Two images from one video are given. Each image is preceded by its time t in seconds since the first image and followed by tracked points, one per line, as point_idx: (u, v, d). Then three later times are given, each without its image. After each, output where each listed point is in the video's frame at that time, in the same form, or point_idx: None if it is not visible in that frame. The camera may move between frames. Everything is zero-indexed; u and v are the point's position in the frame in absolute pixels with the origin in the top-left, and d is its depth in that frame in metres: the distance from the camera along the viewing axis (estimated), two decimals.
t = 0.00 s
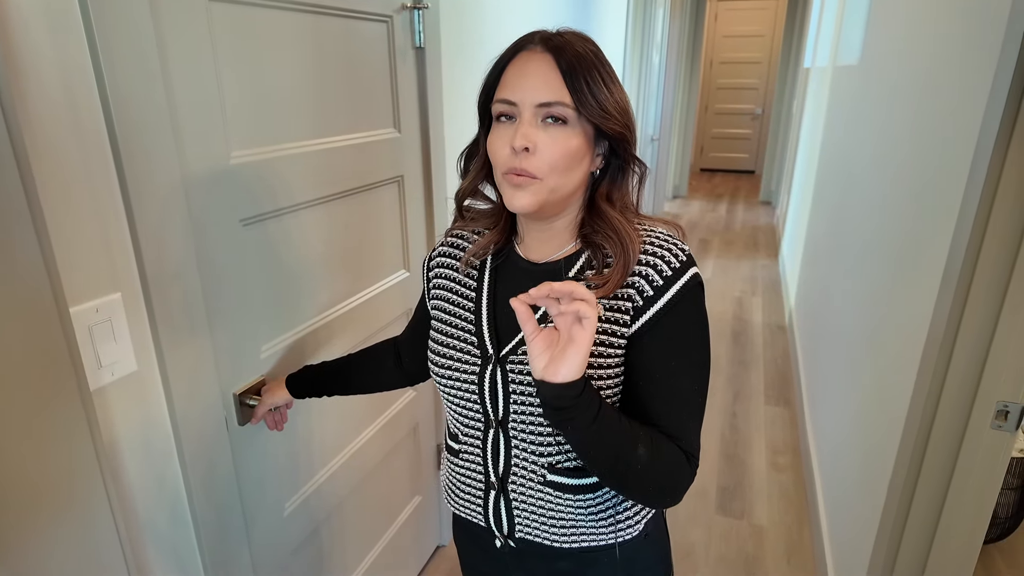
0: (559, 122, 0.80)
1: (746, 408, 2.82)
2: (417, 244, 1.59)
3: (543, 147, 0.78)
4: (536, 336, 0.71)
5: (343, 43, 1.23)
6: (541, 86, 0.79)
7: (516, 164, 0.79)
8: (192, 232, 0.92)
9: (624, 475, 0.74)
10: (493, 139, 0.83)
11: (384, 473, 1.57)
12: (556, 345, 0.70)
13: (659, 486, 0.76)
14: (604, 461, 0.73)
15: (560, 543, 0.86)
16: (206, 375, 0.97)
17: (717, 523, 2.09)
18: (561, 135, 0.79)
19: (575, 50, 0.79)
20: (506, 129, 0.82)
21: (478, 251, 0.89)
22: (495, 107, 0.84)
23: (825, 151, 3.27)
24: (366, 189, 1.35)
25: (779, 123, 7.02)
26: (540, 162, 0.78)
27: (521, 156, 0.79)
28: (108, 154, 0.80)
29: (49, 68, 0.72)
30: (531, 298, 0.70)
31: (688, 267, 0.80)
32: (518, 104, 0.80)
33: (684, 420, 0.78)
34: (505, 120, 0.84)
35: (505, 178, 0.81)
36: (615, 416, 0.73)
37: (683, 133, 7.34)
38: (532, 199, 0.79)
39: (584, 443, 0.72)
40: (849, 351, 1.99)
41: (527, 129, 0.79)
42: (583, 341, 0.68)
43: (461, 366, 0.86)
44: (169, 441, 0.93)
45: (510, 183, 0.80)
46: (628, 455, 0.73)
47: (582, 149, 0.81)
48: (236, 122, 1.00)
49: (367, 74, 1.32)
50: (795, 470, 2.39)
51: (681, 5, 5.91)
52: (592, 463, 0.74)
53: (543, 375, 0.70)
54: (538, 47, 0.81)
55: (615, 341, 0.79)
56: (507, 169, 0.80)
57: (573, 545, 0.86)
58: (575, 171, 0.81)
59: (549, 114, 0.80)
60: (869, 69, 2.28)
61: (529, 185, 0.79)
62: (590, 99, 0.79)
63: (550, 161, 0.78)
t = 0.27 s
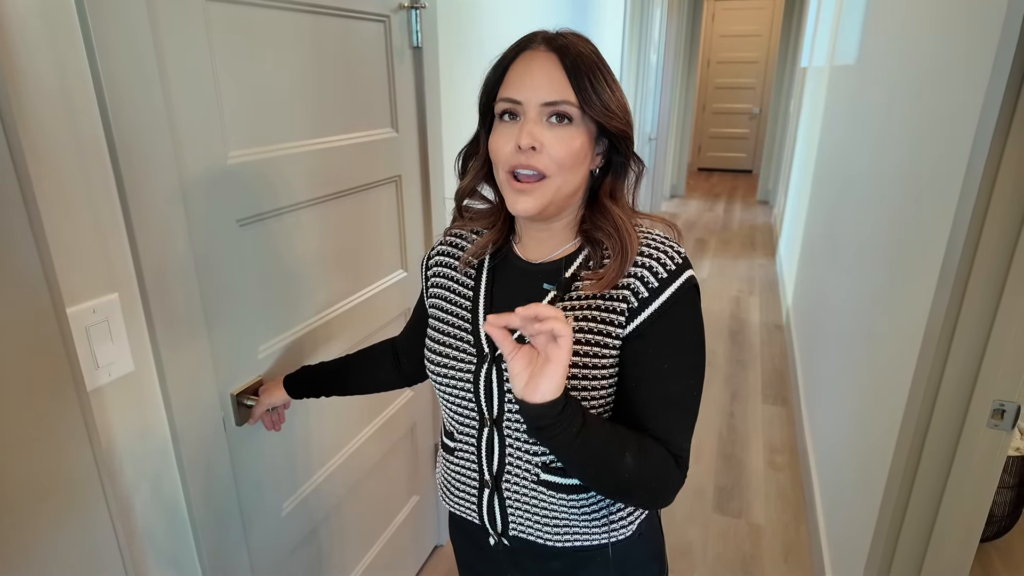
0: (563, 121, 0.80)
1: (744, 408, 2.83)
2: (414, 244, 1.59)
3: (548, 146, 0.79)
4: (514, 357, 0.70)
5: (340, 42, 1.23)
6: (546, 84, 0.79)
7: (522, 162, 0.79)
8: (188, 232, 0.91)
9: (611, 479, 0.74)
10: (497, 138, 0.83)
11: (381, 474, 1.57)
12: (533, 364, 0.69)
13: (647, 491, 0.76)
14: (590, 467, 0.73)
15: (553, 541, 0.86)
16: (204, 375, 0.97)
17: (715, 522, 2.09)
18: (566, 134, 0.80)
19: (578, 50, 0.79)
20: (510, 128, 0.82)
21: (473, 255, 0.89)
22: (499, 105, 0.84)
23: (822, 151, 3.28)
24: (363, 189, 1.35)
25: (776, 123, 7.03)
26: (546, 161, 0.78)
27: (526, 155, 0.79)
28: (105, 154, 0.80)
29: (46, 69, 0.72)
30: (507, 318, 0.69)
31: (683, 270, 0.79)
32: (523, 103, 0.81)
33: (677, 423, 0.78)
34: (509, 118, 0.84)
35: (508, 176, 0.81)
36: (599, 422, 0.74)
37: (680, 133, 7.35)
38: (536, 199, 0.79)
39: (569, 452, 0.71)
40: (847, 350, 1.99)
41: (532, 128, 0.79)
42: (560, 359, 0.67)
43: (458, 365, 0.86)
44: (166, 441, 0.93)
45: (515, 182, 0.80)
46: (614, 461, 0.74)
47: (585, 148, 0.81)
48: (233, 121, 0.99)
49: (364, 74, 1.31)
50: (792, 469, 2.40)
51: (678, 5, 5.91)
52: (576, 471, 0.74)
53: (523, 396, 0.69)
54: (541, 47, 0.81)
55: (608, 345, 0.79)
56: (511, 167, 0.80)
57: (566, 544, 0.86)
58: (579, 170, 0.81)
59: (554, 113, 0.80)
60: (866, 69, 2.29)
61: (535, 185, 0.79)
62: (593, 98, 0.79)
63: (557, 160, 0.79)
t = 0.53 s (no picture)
0: (563, 114, 0.80)
1: (742, 407, 2.83)
2: (412, 243, 1.59)
3: (544, 134, 0.78)
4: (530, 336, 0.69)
5: (337, 41, 1.23)
6: (551, 76, 0.79)
7: (516, 146, 0.79)
8: (185, 232, 0.91)
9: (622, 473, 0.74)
10: (497, 122, 0.83)
11: (380, 473, 1.57)
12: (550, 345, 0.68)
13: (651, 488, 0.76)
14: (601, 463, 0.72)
15: (551, 539, 0.86)
16: (201, 374, 0.97)
17: (713, 520, 2.10)
18: (563, 127, 0.79)
19: (590, 49, 0.80)
20: (510, 114, 0.82)
21: (473, 238, 0.90)
22: (504, 91, 0.84)
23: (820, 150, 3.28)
24: (361, 188, 1.35)
25: (774, 122, 7.04)
26: (539, 149, 0.77)
27: (521, 140, 0.78)
28: (102, 153, 0.79)
29: (44, 67, 0.72)
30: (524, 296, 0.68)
31: (677, 268, 0.79)
32: (526, 90, 0.80)
33: (676, 419, 0.78)
34: (512, 105, 0.84)
35: (501, 159, 0.80)
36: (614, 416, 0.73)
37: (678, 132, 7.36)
38: (525, 181, 0.78)
39: (581, 442, 0.70)
40: (844, 349, 2.00)
41: (530, 115, 0.79)
42: (579, 339, 0.66)
43: (453, 364, 0.86)
44: (164, 441, 0.93)
45: (506, 165, 0.79)
46: (626, 458, 0.73)
47: (582, 145, 0.80)
48: (230, 120, 0.99)
49: (362, 73, 1.31)
50: (790, 467, 2.40)
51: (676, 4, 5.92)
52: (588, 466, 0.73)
53: (538, 376, 0.69)
54: (555, 41, 0.81)
55: (606, 341, 0.79)
56: (505, 150, 0.80)
57: (564, 542, 0.86)
58: (572, 166, 0.80)
59: (555, 105, 0.80)
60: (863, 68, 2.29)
61: (524, 168, 0.78)
62: (597, 100, 0.79)
63: (550, 150, 0.78)
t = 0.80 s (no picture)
0: (561, 115, 0.80)
1: (739, 405, 2.84)
2: (409, 242, 1.59)
3: (542, 135, 0.78)
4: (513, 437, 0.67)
5: (333, 40, 1.23)
6: (550, 76, 0.79)
7: (515, 147, 0.79)
8: (180, 231, 0.91)
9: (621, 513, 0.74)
10: (496, 121, 0.83)
11: (376, 472, 1.57)
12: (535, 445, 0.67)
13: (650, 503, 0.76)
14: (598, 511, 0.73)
15: (545, 537, 0.86)
16: (197, 373, 0.97)
17: (710, 519, 2.10)
18: (561, 127, 0.79)
19: (590, 49, 0.80)
20: (509, 114, 0.82)
21: (471, 235, 0.90)
22: (503, 91, 0.84)
23: (817, 149, 3.29)
24: (357, 188, 1.35)
25: (772, 121, 7.05)
26: (538, 149, 0.78)
27: (520, 140, 0.79)
28: (96, 152, 0.80)
29: (37, 66, 0.72)
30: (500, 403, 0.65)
31: (674, 269, 0.79)
32: (525, 90, 0.80)
33: (668, 425, 0.78)
34: (510, 104, 0.84)
35: (500, 159, 0.81)
36: (603, 470, 0.73)
37: (676, 131, 7.36)
38: (522, 183, 0.79)
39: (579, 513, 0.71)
40: (841, 348, 2.00)
41: (529, 116, 0.79)
42: (564, 442, 0.65)
43: (450, 361, 0.86)
44: (160, 440, 0.93)
45: (504, 166, 0.80)
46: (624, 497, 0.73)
47: (580, 146, 0.80)
48: (225, 119, 0.99)
49: (358, 72, 1.31)
50: (787, 466, 2.41)
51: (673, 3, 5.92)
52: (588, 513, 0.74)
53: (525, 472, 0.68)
54: (553, 41, 0.82)
55: (603, 340, 0.79)
56: (503, 150, 0.80)
57: (558, 540, 0.86)
58: (570, 167, 0.80)
59: (553, 106, 0.80)
60: (860, 67, 2.29)
61: (523, 169, 0.78)
62: (596, 100, 0.79)
63: (548, 150, 0.78)
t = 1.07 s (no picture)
0: (562, 114, 0.81)
1: (736, 405, 2.84)
2: (407, 243, 1.60)
3: (544, 135, 0.79)
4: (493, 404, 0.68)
5: (332, 41, 1.23)
6: (550, 76, 0.80)
7: (517, 146, 0.79)
8: (180, 232, 0.92)
9: (605, 499, 0.75)
10: (496, 122, 0.83)
11: (375, 471, 1.57)
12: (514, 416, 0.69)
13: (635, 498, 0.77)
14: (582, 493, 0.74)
15: (544, 535, 0.86)
16: (196, 373, 0.97)
17: (707, 518, 2.11)
18: (562, 126, 0.80)
19: (588, 50, 0.81)
20: (509, 115, 0.83)
21: (471, 237, 0.90)
22: (502, 92, 0.84)
23: (814, 149, 3.30)
24: (355, 188, 1.35)
25: (770, 121, 7.06)
26: (540, 148, 0.78)
27: (522, 139, 0.79)
28: (96, 154, 0.80)
29: (38, 68, 0.73)
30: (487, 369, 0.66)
31: (672, 271, 0.80)
32: (525, 90, 0.81)
33: (660, 426, 0.79)
34: (511, 106, 0.84)
35: (502, 160, 0.81)
36: (589, 453, 0.74)
37: (674, 131, 7.37)
38: (525, 183, 0.79)
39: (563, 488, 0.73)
40: (837, 347, 2.01)
41: (530, 115, 0.80)
42: (545, 415, 0.67)
43: (450, 360, 0.86)
44: (159, 440, 0.94)
45: (506, 167, 0.80)
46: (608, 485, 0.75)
47: (581, 144, 0.81)
48: (224, 120, 1.00)
49: (356, 74, 1.32)
50: (784, 465, 2.42)
51: (671, 4, 5.93)
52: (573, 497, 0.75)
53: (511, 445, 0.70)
54: (551, 42, 0.82)
55: (600, 342, 0.79)
56: (505, 151, 0.80)
57: (556, 538, 0.86)
58: (572, 165, 0.81)
59: (554, 105, 0.80)
60: (857, 68, 2.30)
61: (525, 169, 0.79)
62: (596, 99, 0.80)
63: (550, 149, 0.78)
